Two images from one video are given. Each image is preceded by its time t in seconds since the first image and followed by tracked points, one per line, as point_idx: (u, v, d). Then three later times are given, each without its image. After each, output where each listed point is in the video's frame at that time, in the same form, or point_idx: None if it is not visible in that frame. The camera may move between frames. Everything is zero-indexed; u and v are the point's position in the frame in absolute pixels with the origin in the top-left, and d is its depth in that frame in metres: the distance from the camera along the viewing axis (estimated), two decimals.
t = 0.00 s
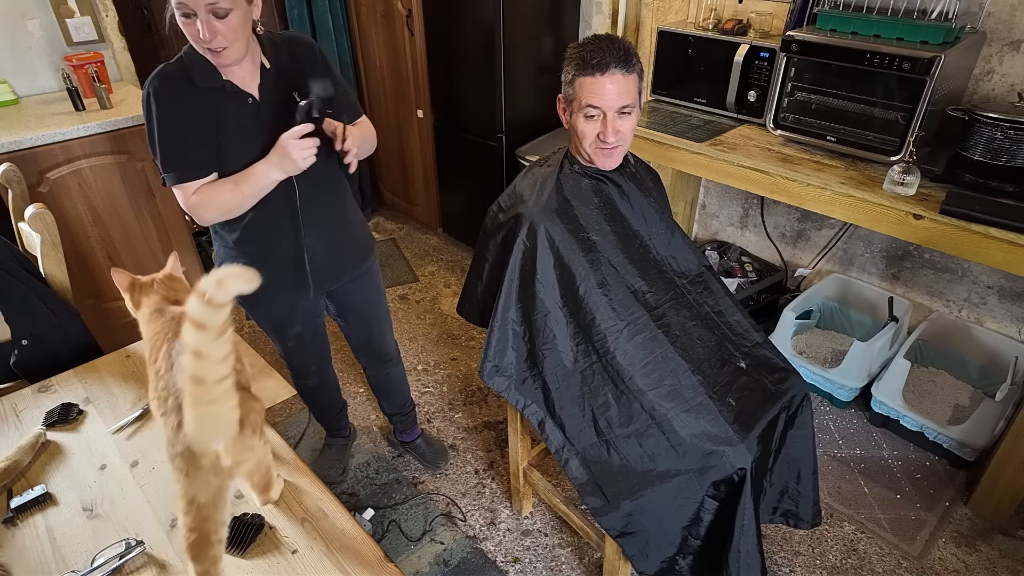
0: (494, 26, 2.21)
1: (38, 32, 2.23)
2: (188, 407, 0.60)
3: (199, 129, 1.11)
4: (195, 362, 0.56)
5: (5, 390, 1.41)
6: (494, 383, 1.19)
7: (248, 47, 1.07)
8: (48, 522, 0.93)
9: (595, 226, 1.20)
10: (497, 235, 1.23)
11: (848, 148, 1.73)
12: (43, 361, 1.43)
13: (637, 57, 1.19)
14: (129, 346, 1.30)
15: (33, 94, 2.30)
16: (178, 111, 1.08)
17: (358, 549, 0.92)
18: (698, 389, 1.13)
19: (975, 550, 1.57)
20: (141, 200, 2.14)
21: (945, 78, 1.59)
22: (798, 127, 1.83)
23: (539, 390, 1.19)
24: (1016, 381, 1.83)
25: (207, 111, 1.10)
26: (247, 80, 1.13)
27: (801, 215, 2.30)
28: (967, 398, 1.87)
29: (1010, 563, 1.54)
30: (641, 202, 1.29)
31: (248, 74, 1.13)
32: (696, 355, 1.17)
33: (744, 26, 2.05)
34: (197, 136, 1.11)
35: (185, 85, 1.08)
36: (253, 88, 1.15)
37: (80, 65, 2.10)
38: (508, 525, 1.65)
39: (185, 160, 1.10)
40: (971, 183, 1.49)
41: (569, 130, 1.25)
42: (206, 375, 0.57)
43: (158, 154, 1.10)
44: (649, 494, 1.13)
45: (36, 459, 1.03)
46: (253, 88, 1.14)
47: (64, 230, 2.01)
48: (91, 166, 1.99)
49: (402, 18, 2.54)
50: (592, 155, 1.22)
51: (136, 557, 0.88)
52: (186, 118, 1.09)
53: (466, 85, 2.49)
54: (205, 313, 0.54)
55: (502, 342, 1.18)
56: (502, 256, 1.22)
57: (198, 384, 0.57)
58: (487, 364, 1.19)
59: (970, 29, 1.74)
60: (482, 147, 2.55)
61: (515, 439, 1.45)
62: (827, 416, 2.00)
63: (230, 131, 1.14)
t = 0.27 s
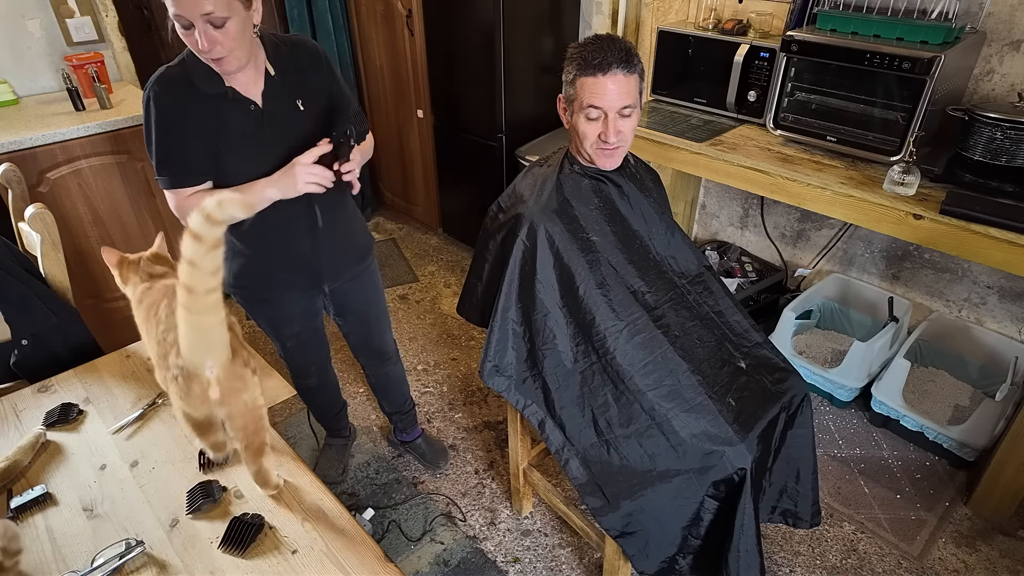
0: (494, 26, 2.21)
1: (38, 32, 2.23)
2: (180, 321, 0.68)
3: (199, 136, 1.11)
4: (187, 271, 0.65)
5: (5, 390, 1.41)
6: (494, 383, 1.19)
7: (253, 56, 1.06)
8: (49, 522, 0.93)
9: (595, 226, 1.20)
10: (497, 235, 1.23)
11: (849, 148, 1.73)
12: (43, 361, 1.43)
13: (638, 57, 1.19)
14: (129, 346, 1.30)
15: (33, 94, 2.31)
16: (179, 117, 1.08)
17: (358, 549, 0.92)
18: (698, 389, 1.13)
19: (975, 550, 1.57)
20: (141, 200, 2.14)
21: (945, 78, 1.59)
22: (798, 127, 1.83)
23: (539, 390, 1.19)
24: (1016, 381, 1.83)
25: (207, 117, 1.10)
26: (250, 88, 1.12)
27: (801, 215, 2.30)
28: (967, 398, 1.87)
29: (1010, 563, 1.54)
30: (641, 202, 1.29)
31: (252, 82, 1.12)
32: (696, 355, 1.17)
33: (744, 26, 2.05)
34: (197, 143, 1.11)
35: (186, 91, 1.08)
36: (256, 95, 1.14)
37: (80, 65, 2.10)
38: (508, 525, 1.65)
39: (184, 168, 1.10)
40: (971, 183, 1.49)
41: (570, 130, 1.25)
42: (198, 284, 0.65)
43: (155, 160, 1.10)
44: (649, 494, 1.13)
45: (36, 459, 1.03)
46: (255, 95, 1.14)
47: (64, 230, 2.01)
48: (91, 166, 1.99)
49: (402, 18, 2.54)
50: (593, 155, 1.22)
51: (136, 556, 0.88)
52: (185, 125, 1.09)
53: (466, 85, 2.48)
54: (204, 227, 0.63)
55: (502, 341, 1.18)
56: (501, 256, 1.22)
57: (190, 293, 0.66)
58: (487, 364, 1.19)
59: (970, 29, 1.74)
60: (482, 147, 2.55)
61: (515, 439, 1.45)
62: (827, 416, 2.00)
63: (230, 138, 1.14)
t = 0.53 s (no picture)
0: (494, 26, 2.21)
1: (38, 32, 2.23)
2: (180, 288, 0.71)
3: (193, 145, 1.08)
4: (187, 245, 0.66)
5: (5, 390, 1.41)
6: (493, 383, 1.19)
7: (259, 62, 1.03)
8: (48, 522, 0.93)
9: (595, 226, 1.20)
10: (497, 235, 1.23)
11: (848, 148, 1.73)
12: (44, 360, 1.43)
13: (639, 57, 1.19)
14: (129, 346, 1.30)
15: (34, 94, 2.31)
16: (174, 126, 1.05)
17: (358, 549, 0.92)
18: (698, 389, 1.13)
19: (975, 550, 1.57)
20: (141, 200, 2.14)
21: (945, 78, 1.59)
22: (798, 127, 1.83)
23: (539, 390, 1.19)
24: (1016, 381, 1.83)
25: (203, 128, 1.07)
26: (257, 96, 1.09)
27: (801, 215, 2.30)
28: (967, 398, 1.87)
29: (1010, 563, 1.54)
30: (641, 202, 1.29)
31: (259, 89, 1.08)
32: (696, 355, 1.17)
33: (744, 26, 2.05)
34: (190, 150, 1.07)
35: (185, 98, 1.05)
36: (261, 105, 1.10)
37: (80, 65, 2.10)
38: (508, 525, 1.65)
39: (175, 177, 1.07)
40: (971, 183, 1.49)
41: (571, 130, 1.25)
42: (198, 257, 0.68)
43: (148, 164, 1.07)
44: (650, 494, 1.13)
45: (36, 459, 1.03)
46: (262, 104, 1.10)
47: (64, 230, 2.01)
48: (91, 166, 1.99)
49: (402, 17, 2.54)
50: (594, 155, 1.22)
51: (136, 557, 0.88)
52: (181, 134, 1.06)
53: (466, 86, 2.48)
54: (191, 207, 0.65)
55: (502, 342, 1.18)
56: (501, 257, 1.22)
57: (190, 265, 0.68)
58: (487, 364, 1.19)
59: (970, 29, 1.74)
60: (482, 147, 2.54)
61: (515, 440, 1.45)
62: (827, 416, 2.00)
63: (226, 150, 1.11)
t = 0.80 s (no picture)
0: (494, 26, 2.21)
1: (38, 32, 2.24)
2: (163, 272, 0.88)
3: (210, 149, 1.08)
4: (162, 231, 0.81)
5: (5, 390, 1.41)
6: (493, 383, 1.19)
7: (278, 73, 1.05)
8: (49, 522, 0.93)
9: (595, 226, 1.20)
10: (497, 235, 1.23)
11: (849, 148, 1.73)
12: (44, 360, 1.43)
13: (640, 57, 1.19)
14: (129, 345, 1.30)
15: (34, 94, 2.31)
16: (192, 130, 1.06)
17: (358, 549, 0.92)
18: (699, 389, 1.13)
19: (975, 550, 1.57)
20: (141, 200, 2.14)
21: (945, 78, 1.59)
22: (798, 127, 1.82)
23: (539, 390, 1.19)
24: (1016, 381, 1.83)
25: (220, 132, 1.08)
26: (274, 104, 1.10)
27: (801, 215, 2.30)
28: (966, 398, 1.87)
29: (1010, 563, 1.54)
30: (641, 202, 1.29)
31: (276, 97, 1.09)
32: (696, 355, 1.17)
33: (744, 26, 2.05)
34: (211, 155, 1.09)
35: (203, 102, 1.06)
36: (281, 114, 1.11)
37: (80, 65, 2.09)
38: (508, 525, 1.65)
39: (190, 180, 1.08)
40: (972, 183, 1.49)
41: (571, 130, 1.25)
42: (175, 242, 0.83)
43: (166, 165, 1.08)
44: (650, 494, 1.13)
45: (36, 459, 1.03)
46: (278, 110, 1.11)
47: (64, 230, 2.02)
48: (91, 166, 1.99)
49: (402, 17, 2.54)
50: (594, 155, 1.22)
51: (136, 557, 0.88)
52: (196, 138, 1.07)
53: (466, 86, 2.48)
54: (159, 191, 0.77)
55: (502, 342, 1.18)
56: (501, 257, 1.22)
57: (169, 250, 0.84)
58: (487, 364, 1.19)
59: (970, 29, 1.74)
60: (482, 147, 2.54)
61: (515, 439, 1.45)
62: (827, 416, 2.00)
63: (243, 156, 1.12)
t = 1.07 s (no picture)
0: (494, 26, 2.21)
1: (38, 32, 2.24)
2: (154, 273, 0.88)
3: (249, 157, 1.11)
4: (154, 229, 0.83)
5: (5, 390, 1.42)
6: (493, 383, 1.19)
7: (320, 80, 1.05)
8: (49, 522, 0.93)
9: (595, 226, 1.20)
10: (498, 235, 1.23)
11: (849, 148, 1.73)
12: (43, 361, 1.43)
13: (640, 57, 1.19)
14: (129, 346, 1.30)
15: (34, 94, 2.31)
16: (240, 133, 1.08)
17: (359, 549, 0.92)
18: (698, 389, 1.13)
19: (975, 550, 1.57)
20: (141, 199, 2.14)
21: (945, 78, 1.59)
22: (798, 127, 1.82)
23: (539, 390, 1.19)
24: (1016, 381, 1.82)
25: (267, 139, 1.11)
26: (316, 110, 1.11)
27: (801, 215, 2.30)
28: (966, 398, 1.87)
29: (1010, 563, 1.54)
30: (641, 202, 1.29)
31: (319, 104, 1.11)
32: (696, 355, 1.17)
33: (744, 27, 2.05)
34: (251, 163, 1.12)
35: (251, 107, 1.08)
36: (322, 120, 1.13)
37: (80, 65, 2.09)
38: (508, 525, 1.65)
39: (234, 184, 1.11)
40: (972, 183, 1.49)
41: (571, 130, 1.24)
42: (165, 240, 0.85)
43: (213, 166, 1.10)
44: (650, 495, 1.13)
45: (36, 459, 1.03)
46: (321, 117, 1.12)
47: (64, 230, 2.02)
48: (91, 166, 1.99)
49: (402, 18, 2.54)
50: (595, 156, 1.22)
51: (136, 557, 0.88)
52: (243, 142, 1.09)
53: (466, 86, 2.48)
54: (147, 188, 0.80)
55: (502, 342, 1.18)
56: (501, 257, 1.22)
57: (160, 248, 0.85)
58: (487, 364, 1.19)
59: (970, 29, 1.74)
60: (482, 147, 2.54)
61: (516, 439, 1.45)
62: (827, 416, 2.00)
63: (285, 163, 1.14)
